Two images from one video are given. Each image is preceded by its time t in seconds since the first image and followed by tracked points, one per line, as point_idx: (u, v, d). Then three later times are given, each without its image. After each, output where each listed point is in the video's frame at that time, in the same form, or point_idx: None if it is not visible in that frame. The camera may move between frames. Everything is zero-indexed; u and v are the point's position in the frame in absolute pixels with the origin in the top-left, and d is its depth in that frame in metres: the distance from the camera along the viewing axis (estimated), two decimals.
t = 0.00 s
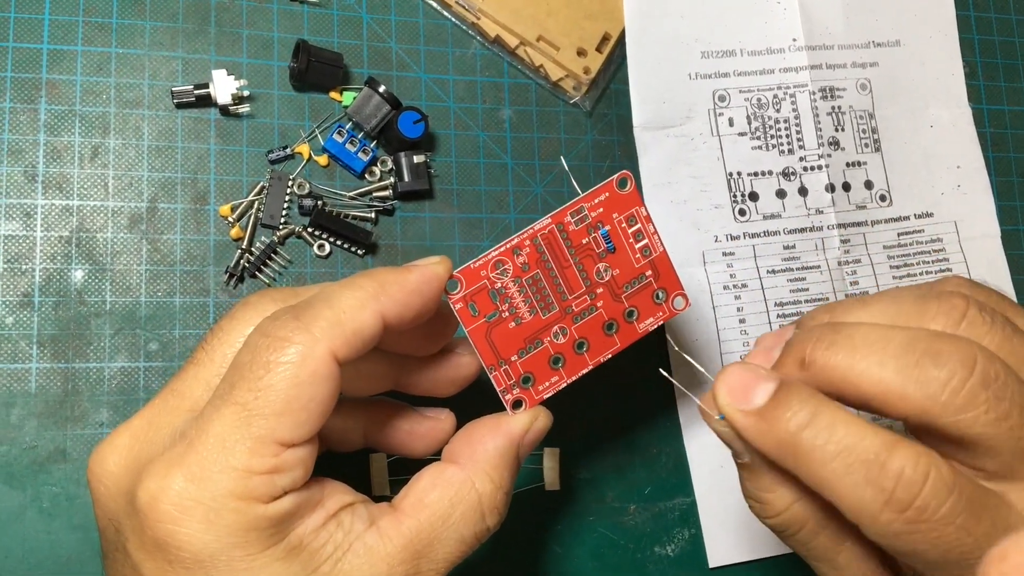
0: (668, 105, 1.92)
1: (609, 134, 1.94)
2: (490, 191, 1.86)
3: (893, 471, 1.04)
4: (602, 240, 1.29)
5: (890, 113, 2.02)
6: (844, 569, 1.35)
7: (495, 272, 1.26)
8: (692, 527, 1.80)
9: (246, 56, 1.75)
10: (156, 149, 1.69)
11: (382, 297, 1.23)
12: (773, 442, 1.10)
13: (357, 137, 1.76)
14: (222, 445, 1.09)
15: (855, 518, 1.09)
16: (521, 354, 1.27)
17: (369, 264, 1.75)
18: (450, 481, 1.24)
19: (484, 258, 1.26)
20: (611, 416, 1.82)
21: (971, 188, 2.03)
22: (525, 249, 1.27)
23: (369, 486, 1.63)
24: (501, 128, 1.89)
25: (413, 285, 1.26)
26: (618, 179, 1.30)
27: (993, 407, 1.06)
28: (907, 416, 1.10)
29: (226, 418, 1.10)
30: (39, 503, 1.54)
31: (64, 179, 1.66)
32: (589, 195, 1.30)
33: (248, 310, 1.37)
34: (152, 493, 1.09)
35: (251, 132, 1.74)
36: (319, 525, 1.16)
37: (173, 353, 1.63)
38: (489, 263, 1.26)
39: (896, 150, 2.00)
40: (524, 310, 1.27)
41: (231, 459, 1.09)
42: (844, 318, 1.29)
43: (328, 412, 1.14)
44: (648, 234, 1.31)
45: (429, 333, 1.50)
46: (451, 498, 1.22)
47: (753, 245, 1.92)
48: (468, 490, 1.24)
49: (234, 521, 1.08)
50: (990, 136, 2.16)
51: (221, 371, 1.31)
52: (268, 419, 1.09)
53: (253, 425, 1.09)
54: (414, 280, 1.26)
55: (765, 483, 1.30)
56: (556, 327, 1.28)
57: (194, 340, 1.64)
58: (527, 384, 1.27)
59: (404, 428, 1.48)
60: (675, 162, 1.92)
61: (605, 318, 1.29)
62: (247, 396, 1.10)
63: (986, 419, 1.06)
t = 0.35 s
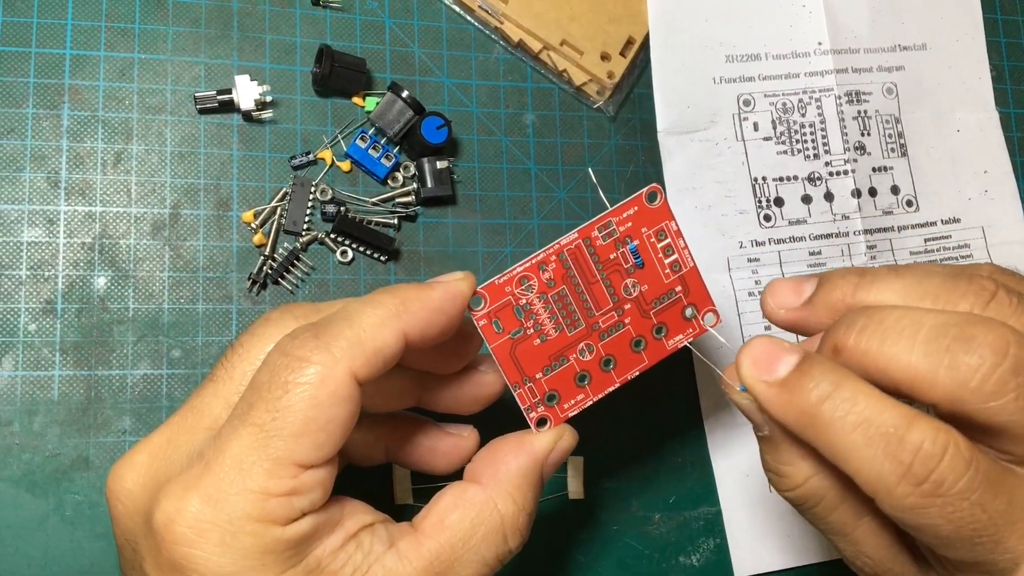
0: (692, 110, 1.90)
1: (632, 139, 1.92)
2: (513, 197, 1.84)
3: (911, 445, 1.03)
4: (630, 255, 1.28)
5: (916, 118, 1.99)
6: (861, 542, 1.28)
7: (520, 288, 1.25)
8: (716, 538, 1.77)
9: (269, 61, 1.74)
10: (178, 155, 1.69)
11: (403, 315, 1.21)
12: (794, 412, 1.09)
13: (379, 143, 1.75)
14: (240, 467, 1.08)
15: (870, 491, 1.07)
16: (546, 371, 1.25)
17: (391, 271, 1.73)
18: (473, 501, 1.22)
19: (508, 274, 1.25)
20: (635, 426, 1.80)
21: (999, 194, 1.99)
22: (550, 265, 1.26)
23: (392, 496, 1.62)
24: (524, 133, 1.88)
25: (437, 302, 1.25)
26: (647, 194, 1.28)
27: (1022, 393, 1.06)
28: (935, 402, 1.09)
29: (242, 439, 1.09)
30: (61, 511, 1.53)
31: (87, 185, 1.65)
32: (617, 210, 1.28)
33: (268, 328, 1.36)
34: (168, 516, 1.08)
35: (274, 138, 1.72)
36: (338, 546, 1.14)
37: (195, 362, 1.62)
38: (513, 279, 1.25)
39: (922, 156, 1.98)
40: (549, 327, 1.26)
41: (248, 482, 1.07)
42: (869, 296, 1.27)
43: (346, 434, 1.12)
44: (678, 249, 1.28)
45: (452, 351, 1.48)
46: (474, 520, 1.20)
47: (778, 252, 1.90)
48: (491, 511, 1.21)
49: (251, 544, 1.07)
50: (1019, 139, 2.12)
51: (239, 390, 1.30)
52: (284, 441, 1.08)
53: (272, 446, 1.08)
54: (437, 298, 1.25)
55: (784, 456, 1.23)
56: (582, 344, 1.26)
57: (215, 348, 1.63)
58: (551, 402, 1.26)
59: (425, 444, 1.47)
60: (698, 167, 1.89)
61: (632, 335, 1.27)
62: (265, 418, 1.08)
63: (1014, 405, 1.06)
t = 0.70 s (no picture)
0: (706, 105, 1.88)
1: (646, 134, 1.91)
2: (526, 193, 1.83)
3: (927, 431, 1.02)
4: (647, 251, 1.26)
5: (932, 113, 1.96)
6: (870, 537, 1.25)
7: (536, 285, 1.24)
8: (730, 536, 1.76)
9: (281, 55, 1.73)
10: (190, 150, 1.68)
11: (419, 312, 1.20)
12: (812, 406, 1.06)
13: (392, 137, 1.74)
14: (255, 465, 1.07)
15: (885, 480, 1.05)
16: (561, 368, 1.24)
17: (404, 267, 1.72)
18: (489, 499, 1.21)
19: (523, 271, 1.23)
20: (648, 424, 1.79)
21: (1016, 188, 1.95)
22: (566, 261, 1.24)
23: (405, 492, 1.60)
24: (537, 128, 1.86)
25: (452, 299, 1.23)
26: (663, 189, 1.26)
27: None
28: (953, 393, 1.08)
29: (258, 437, 1.08)
30: (73, 508, 1.52)
31: (99, 180, 1.64)
32: (633, 205, 1.26)
33: (283, 324, 1.35)
34: (183, 514, 1.07)
35: (286, 133, 1.72)
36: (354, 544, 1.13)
37: (206, 358, 1.61)
38: (529, 276, 1.23)
39: (938, 150, 1.95)
40: (565, 323, 1.24)
41: (263, 480, 1.06)
42: (874, 286, 1.25)
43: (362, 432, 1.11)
44: (695, 244, 1.27)
45: (467, 348, 1.46)
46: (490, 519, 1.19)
47: (793, 247, 1.88)
48: (506, 509, 1.20)
49: (267, 542, 1.06)
50: None
51: (253, 387, 1.29)
52: (300, 439, 1.07)
53: (288, 444, 1.07)
54: (452, 295, 1.23)
55: (791, 449, 1.21)
56: (597, 341, 1.25)
57: (227, 344, 1.62)
58: (567, 399, 1.25)
59: (440, 442, 1.46)
60: (712, 162, 1.88)
61: (648, 331, 1.26)
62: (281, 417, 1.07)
63: None
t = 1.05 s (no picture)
0: (712, 101, 1.88)
1: (651, 130, 1.91)
2: (531, 190, 1.83)
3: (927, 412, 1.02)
4: (659, 250, 1.26)
5: (938, 109, 1.95)
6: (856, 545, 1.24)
7: (549, 285, 1.23)
8: (738, 533, 1.76)
9: (286, 52, 1.73)
10: (195, 147, 1.68)
11: (433, 313, 1.20)
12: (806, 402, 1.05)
13: (397, 135, 1.74)
14: (270, 466, 1.07)
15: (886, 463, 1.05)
16: (574, 367, 1.23)
17: (409, 264, 1.72)
18: (500, 497, 1.21)
19: (536, 271, 1.22)
20: (655, 422, 1.78)
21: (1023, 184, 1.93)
22: (579, 260, 1.24)
23: (412, 488, 1.60)
24: (542, 125, 1.86)
25: (467, 302, 1.22)
26: (677, 188, 1.26)
27: None
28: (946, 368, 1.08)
29: (274, 438, 1.08)
30: (80, 506, 1.52)
31: (104, 178, 1.64)
32: (647, 204, 1.25)
33: (295, 323, 1.35)
34: (198, 516, 1.07)
35: (291, 130, 1.72)
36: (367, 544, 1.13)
37: (212, 356, 1.61)
38: (542, 275, 1.22)
39: (944, 147, 1.94)
40: (577, 323, 1.24)
41: (278, 482, 1.06)
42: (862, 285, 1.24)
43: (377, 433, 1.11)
44: (707, 243, 1.27)
45: (477, 347, 1.46)
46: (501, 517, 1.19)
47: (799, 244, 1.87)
48: (518, 508, 1.20)
49: (282, 543, 1.06)
50: None
51: (266, 388, 1.29)
52: (315, 441, 1.07)
53: (302, 447, 1.07)
54: (467, 297, 1.22)
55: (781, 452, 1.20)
56: (609, 340, 1.24)
57: (233, 341, 1.62)
58: (579, 398, 1.25)
59: (449, 440, 1.46)
60: (718, 158, 1.87)
61: (659, 330, 1.26)
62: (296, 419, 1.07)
63: None
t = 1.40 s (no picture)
0: (718, 95, 1.86)
1: (657, 125, 1.89)
2: (536, 185, 1.81)
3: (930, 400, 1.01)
4: (653, 240, 1.23)
5: (947, 102, 1.93)
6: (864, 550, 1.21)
7: (548, 282, 1.21)
8: (745, 530, 1.74)
9: (287, 46, 1.72)
10: (197, 142, 1.66)
11: (438, 320, 1.18)
12: (799, 385, 1.03)
13: (400, 129, 1.72)
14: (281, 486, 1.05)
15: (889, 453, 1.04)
16: (575, 362, 1.22)
17: (412, 260, 1.71)
18: (509, 498, 1.19)
19: (535, 269, 1.20)
20: (661, 421, 1.77)
21: None
22: (577, 256, 1.21)
23: (415, 486, 1.59)
24: (546, 119, 1.84)
25: (470, 305, 1.21)
26: (665, 175, 1.23)
27: None
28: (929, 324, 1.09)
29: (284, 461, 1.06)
30: (81, 503, 1.51)
31: (105, 173, 1.63)
32: (637, 194, 1.23)
33: (294, 334, 1.34)
34: (210, 539, 1.05)
35: (292, 125, 1.70)
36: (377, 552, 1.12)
37: (214, 353, 1.60)
38: (541, 273, 1.20)
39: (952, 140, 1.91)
40: (577, 318, 1.22)
41: (290, 502, 1.05)
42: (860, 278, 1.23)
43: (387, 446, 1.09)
44: (698, 231, 1.25)
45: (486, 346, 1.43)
46: (512, 520, 1.17)
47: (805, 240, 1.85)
48: (528, 509, 1.19)
49: (296, 564, 1.04)
50: None
51: (271, 404, 1.27)
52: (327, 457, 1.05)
53: (314, 468, 1.05)
54: (471, 299, 1.21)
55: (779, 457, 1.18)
56: (608, 333, 1.23)
57: (235, 338, 1.61)
58: (580, 392, 1.23)
59: (451, 440, 1.45)
60: (724, 153, 1.85)
61: (655, 319, 1.24)
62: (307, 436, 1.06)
63: None
